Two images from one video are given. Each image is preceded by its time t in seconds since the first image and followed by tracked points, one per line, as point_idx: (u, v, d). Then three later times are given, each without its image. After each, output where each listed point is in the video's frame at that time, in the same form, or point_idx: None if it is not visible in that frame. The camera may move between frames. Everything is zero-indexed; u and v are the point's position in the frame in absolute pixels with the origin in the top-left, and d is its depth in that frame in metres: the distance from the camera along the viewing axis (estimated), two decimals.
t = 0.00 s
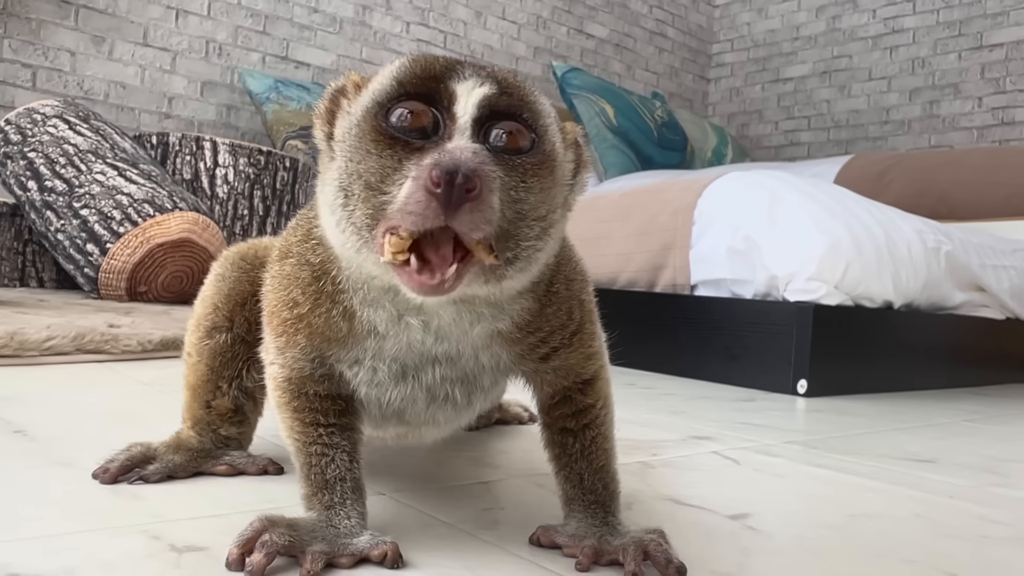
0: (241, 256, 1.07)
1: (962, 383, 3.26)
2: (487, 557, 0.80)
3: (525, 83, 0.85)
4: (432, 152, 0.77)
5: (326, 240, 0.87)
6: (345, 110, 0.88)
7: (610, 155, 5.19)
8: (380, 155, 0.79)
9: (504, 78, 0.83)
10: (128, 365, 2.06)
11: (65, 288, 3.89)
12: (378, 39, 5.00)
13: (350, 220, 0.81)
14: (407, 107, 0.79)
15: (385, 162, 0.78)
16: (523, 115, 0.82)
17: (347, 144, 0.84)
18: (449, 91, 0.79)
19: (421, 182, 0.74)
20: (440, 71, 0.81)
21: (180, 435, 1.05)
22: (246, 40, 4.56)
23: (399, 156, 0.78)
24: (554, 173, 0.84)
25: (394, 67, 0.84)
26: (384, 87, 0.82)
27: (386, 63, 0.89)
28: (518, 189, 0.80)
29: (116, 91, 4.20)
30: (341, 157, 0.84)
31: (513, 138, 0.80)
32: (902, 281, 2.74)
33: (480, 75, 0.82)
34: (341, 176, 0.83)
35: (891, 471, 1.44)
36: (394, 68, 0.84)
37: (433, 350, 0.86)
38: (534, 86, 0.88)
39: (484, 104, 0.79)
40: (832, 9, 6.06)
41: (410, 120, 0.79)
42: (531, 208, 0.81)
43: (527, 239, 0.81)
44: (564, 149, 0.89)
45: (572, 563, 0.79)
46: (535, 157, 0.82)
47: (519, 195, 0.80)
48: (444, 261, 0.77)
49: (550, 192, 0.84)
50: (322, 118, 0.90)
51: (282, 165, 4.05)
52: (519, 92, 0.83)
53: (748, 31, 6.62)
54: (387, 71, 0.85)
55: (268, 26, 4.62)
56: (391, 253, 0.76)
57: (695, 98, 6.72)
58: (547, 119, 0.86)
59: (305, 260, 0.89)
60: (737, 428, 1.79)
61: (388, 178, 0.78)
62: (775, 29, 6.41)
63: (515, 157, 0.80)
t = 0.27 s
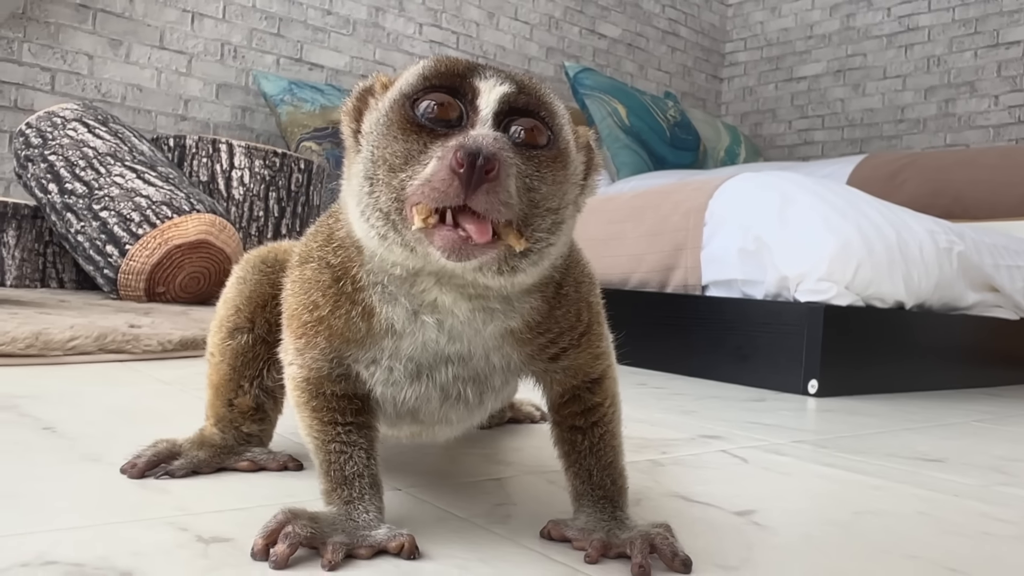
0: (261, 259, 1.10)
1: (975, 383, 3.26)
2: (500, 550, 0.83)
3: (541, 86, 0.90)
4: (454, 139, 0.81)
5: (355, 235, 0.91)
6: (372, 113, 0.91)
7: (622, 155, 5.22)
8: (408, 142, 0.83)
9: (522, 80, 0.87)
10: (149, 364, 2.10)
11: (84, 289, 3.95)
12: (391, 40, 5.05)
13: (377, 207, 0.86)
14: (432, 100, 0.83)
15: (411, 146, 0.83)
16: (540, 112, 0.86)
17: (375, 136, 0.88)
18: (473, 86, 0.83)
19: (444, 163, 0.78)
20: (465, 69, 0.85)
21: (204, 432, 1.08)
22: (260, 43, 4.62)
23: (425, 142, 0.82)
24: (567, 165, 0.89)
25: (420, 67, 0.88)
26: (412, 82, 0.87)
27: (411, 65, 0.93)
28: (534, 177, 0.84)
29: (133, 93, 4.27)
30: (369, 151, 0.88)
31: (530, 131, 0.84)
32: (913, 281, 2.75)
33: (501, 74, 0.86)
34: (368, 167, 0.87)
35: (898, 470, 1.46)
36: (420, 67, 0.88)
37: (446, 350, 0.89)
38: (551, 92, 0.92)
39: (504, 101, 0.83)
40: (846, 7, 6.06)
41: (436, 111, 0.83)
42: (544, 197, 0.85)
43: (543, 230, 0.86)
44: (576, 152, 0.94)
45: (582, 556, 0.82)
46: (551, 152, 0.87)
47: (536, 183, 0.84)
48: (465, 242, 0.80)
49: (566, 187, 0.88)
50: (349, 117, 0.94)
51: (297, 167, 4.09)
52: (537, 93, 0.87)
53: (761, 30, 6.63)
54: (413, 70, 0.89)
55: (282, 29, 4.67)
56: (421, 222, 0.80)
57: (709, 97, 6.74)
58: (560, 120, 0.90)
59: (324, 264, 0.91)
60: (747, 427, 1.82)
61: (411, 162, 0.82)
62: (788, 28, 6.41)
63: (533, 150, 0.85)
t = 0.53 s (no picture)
0: (275, 258, 1.13)
1: (989, 382, 3.24)
2: (506, 540, 0.85)
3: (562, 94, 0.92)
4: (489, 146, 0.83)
5: (371, 230, 0.93)
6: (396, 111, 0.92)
7: (635, 154, 5.22)
8: (442, 143, 0.84)
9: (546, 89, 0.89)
10: (167, 362, 2.14)
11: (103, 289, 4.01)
12: (405, 42, 5.09)
13: (404, 205, 0.87)
14: (466, 105, 0.84)
15: (446, 147, 0.84)
16: (563, 120, 0.89)
17: (404, 136, 0.89)
18: (506, 95, 0.85)
19: (480, 168, 0.79)
20: (495, 78, 0.87)
21: (220, 426, 1.11)
22: (275, 45, 4.67)
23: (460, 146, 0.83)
24: (589, 175, 0.92)
25: (450, 71, 0.89)
26: (445, 85, 0.88)
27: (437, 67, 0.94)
28: (561, 186, 0.87)
29: (151, 96, 4.33)
30: (398, 150, 0.89)
31: (557, 142, 0.87)
32: (926, 281, 2.75)
33: (530, 84, 0.88)
34: (396, 166, 0.88)
35: (905, 466, 1.47)
36: (450, 71, 0.89)
37: (454, 346, 0.91)
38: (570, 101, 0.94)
39: (534, 110, 0.85)
40: (862, 6, 6.04)
41: (471, 115, 0.84)
42: (569, 205, 0.89)
43: (559, 232, 0.88)
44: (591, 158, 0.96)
45: (586, 547, 0.85)
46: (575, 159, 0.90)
47: (561, 189, 0.87)
48: (487, 230, 0.81)
49: (585, 193, 0.91)
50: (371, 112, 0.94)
51: (312, 168, 4.14)
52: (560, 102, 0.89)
53: (776, 29, 6.62)
54: (443, 73, 0.90)
55: (297, 31, 4.72)
56: (442, 215, 0.82)
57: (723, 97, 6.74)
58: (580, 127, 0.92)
59: (337, 261, 0.93)
60: (756, 425, 1.83)
61: (445, 164, 0.84)
62: (803, 27, 6.40)
63: (559, 158, 0.87)
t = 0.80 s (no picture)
0: (285, 257, 1.15)
1: (1005, 381, 3.21)
2: (508, 535, 0.87)
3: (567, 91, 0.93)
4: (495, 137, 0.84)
5: (380, 225, 0.94)
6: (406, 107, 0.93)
7: (651, 153, 5.21)
8: (450, 136, 0.85)
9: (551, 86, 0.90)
10: (182, 359, 2.17)
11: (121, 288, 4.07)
12: (420, 41, 5.11)
13: (413, 200, 0.88)
14: (472, 98, 0.86)
15: (454, 141, 0.85)
16: (567, 116, 0.90)
17: (412, 130, 0.90)
18: (511, 89, 0.86)
19: (487, 158, 0.80)
20: (502, 73, 0.87)
21: (231, 423, 1.14)
22: (292, 45, 4.70)
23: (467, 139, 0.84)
24: (594, 171, 0.93)
25: (458, 67, 0.90)
26: (452, 79, 0.89)
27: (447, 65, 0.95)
28: (564, 180, 0.88)
29: (169, 97, 4.38)
30: (407, 146, 0.90)
31: (561, 134, 0.88)
32: (940, 279, 2.73)
33: (536, 80, 0.89)
34: (405, 160, 0.90)
35: (914, 465, 1.47)
36: (458, 68, 0.90)
37: (458, 342, 0.92)
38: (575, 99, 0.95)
39: (539, 105, 0.86)
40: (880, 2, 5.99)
41: (477, 108, 0.85)
42: (571, 197, 0.90)
43: (563, 228, 0.89)
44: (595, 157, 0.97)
45: (586, 541, 0.86)
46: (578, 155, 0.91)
47: (564, 182, 0.89)
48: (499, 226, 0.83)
49: (589, 189, 0.93)
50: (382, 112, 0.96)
51: (328, 168, 4.17)
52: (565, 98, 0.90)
53: (793, 26, 6.60)
54: (452, 69, 0.91)
55: (313, 32, 4.75)
56: (457, 212, 0.83)
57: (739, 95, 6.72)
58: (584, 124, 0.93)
59: (345, 257, 0.95)
60: (765, 423, 1.83)
61: (452, 155, 0.85)
62: (820, 24, 6.36)
63: (563, 153, 0.89)
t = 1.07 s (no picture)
0: (292, 253, 1.17)
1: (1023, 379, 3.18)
2: (509, 528, 0.87)
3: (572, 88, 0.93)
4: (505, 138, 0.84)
5: (386, 221, 0.95)
6: (414, 104, 0.93)
7: (666, 150, 5.19)
8: (460, 136, 0.85)
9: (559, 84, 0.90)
10: (197, 355, 2.20)
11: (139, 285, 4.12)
12: (435, 39, 5.13)
13: (418, 195, 0.88)
14: (482, 99, 0.86)
15: (464, 141, 0.85)
16: (575, 115, 0.90)
17: (421, 127, 0.90)
18: (520, 89, 0.86)
19: (497, 160, 0.81)
20: (511, 73, 0.87)
21: (240, 417, 1.15)
22: (308, 43, 4.73)
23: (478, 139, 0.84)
24: (601, 169, 0.94)
25: (467, 67, 0.90)
26: (461, 79, 0.89)
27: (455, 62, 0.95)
28: (572, 180, 0.89)
29: (186, 95, 4.42)
30: (415, 144, 0.90)
31: (568, 134, 0.88)
32: (955, 276, 2.71)
33: (544, 80, 0.89)
34: (413, 157, 0.90)
35: (923, 462, 1.46)
36: (467, 67, 0.90)
37: (462, 337, 0.93)
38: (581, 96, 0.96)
39: (547, 106, 0.86)
40: None
41: (486, 109, 0.85)
42: (580, 197, 0.90)
43: (570, 224, 0.90)
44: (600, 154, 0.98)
45: (587, 535, 0.86)
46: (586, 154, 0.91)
47: (572, 182, 0.89)
48: (504, 221, 0.82)
49: (596, 186, 0.93)
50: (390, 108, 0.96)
51: (342, 165, 4.20)
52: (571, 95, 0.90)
53: (810, 21, 6.55)
54: (461, 68, 0.91)
55: (329, 30, 4.78)
56: (460, 207, 0.82)
57: (755, 90, 6.70)
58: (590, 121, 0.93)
59: (350, 252, 0.96)
60: (775, 419, 1.83)
61: (463, 154, 0.85)
62: (838, 19, 6.31)
63: (572, 152, 0.89)
